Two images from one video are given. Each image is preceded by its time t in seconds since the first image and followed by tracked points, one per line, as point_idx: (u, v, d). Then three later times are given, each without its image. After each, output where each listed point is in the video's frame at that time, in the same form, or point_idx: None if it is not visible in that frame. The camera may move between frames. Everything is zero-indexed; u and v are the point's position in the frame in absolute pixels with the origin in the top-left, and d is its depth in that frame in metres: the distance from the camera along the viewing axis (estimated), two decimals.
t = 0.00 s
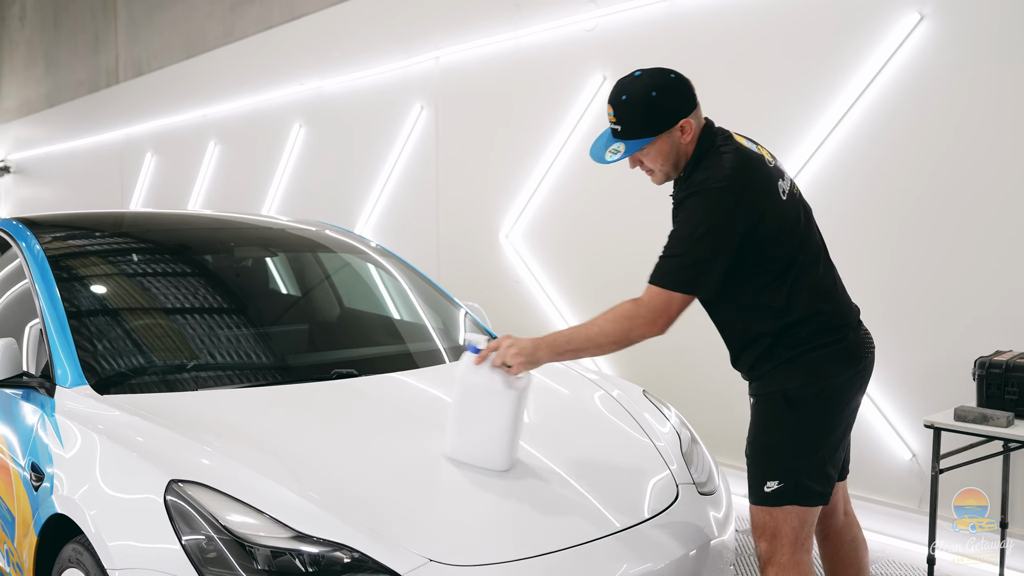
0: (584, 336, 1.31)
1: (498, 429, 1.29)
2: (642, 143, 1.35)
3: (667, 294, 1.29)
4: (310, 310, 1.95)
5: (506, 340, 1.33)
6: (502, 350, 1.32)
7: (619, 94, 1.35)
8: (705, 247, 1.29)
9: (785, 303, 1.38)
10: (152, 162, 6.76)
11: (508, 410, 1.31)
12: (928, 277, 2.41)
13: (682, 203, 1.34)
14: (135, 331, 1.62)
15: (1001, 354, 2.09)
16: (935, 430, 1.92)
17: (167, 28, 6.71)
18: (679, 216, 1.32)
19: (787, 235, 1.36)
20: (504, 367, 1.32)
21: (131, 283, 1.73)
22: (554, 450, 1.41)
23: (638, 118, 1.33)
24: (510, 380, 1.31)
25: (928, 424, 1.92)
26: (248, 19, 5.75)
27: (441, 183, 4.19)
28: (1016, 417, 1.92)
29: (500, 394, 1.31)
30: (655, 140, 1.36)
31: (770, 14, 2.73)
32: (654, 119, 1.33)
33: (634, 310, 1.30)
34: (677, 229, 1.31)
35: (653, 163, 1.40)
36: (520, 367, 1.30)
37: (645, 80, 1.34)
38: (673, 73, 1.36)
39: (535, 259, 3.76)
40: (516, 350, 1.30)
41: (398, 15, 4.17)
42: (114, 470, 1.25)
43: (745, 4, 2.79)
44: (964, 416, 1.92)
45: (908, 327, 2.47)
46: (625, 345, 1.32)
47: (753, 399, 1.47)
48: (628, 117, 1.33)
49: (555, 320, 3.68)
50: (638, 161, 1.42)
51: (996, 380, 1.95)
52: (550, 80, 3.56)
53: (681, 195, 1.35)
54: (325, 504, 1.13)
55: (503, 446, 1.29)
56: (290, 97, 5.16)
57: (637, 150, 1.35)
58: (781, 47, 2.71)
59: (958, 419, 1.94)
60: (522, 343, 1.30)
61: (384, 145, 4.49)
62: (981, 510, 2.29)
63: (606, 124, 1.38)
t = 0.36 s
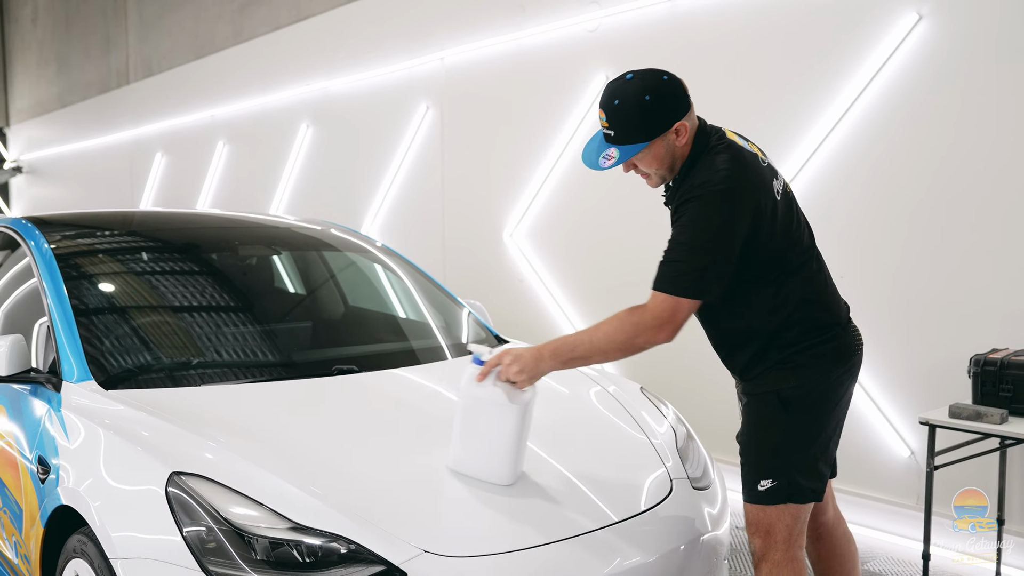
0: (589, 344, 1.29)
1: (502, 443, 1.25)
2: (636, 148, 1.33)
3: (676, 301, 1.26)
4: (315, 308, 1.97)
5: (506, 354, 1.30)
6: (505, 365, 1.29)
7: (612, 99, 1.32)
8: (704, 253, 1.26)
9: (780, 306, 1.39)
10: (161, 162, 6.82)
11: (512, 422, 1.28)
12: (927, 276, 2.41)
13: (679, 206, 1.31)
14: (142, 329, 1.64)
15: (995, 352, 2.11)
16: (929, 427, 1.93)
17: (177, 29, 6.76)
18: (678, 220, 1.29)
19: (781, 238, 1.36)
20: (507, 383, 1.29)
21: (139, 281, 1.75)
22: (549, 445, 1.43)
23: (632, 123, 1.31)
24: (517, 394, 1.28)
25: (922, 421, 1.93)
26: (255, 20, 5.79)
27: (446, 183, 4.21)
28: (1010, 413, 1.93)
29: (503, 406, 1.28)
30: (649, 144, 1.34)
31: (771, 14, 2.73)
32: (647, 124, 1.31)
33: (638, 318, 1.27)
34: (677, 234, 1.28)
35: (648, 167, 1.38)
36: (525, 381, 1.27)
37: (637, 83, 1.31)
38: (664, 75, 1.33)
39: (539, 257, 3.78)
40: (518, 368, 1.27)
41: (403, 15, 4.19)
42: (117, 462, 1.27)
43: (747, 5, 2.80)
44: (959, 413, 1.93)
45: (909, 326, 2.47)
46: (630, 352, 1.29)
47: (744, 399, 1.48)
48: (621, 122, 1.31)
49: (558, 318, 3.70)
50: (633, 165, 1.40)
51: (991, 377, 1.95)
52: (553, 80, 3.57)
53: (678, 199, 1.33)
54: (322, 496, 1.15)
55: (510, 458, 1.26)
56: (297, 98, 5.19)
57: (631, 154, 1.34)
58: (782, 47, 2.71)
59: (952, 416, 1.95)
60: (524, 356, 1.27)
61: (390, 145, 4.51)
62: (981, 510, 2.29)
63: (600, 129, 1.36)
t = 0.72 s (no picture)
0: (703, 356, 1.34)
1: (614, 448, 1.32)
2: (664, 138, 1.33)
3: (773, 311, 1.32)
4: (320, 306, 1.99)
5: (624, 366, 1.34)
6: (620, 377, 1.33)
7: (641, 88, 1.32)
8: (776, 266, 1.30)
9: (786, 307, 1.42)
10: (171, 161, 6.87)
11: (624, 428, 1.33)
12: (928, 276, 2.41)
13: (734, 219, 1.33)
14: (151, 327, 1.67)
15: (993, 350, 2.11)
16: (927, 425, 1.94)
17: (186, 30, 6.81)
18: (737, 232, 1.33)
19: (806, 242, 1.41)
20: (623, 394, 1.33)
21: (148, 280, 1.78)
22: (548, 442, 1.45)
23: (661, 113, 1.31)
24: (632, 406, 1.32)
25: (919, 418, 1.93)
26: (263, 21, 5.82)
27: (451, 182, 4.23)
28: (1007, 411, 1.93)
29: (617, 416, 1.33)
30: (675, 136, 1.35)
31: (774, 14, 2.73)
32: (676, 115, 1.32)
33: (742, 329, 1.33)
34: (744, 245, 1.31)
35: (669, 160, 1.38)
36: (643, 395, 1.31)
37: (666, 75, 1.33)
38: (691, 69, 1.35)
39: (543, 256, 3.79)
40: (637, 378, 1.31)
41: (409, 16, 4.21)
42: (123, 455, 1.30)
43: (750, 5, 2.80)
44: (955, 411, 1.93)
45: (910, 325, 2.47)
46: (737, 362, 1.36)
47: (728, 392, 1.48)
48: (649, 113, 1.31)
49: (561, 316, 3.72)
50: (653, 158, 1.40)
51: (988, 375, 1.96)
52: (558, 80, 3.58)
53: (727, 210, 1.35)
54: (322, 489, 1.17)
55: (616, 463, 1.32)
56: (304, 98, 5.23)
57: (657, 145, 1.34)
58: (786, 46, 2.71)
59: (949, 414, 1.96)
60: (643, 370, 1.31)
61: (397, 145, 4.54)
62: (981, 510, 2.28)
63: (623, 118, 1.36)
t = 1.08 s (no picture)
0: (577, 354, 1.29)
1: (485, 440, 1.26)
2: (566, 141, 1.38)
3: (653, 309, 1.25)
4: (324, 306, 2.02)
5: (495, 355, 1.35)
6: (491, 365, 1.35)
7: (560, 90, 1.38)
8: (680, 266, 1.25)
9: (742, 307, 1.37)
10: (177, 162, 6.91)
11: (494, 422, 1.28)
12: (926, 276, 2.42)
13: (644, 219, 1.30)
14: (157, 326, 1.70)
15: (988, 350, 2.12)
16: (922, 424, 1.95)
17: (193, 31, 6.85)
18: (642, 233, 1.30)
19: (744, 239, 1.35)
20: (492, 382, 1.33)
21: (154, 280, 1.80)
22: (547, 440, 1.47)
23: (564, 116, 1.36)
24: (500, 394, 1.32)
25: (915, 418, 1.95)
26: (269, 22, 5.85)
27: (454, 183, 4.25)
28: (1001, 411, 1.94)
29: (484, 407, 1.29)
30: (581, 141, 1.38)
31: (775, 16, 2.74)
32: (574, 120, 1.35)
33: (621, 327, 1.26)
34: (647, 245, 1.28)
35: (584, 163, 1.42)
36: (506, 385, 1.31)
37: (582, 79, 1.35)
38: (612, 78, 1.35)
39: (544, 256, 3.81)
40: (501, 368, 1.31)
41: (414, 18, 4.24)
42: (128, 453, 1.32)
43: (750, 6, 2.81)
44: (950, 411, 1.94)
45: (909, 326, 2.47)
46: (619, 364, 1.28)
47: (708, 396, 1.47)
48: (559, 115, 1.37)
49: (562, 316, 3.74)
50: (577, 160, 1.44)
51: (982, 375, 1.97)
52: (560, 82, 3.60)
53: (640, 213, 1.32)
54: (323, 487, 1.19)
55: (490, 457, 1.26)
56: (309, 99, 5.25)
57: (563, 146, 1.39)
58: (786, 48, 2.72)
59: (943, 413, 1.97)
60: (507, 359, 1.31)
61: (400, 146, 4.56)
62: (981, 510, 2.28)
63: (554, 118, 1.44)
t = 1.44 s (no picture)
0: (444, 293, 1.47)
1: (379, 367, 1.50)
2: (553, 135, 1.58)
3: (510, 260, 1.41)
4: (330, 305, 2.04)
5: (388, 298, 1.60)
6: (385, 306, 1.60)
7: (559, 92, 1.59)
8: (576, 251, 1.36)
9: (696, 304, 1.40)
10: (184, 162, 6.96)
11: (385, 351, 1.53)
12: (928, 277, 2.42)
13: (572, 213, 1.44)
14: (165, 325, 1.72)
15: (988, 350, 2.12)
16: (921, 424, 1.96)
17: (200, 32, 6.90)
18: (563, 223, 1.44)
19: (684, 239, 1.39)
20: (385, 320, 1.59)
21: (162, 280, 1.83)
22: (549, 438, 1.49)
23: (553, 112, 1.56)
24: (390, 329, 1.57)
25: (913, 417, 1.95)
26: (276, 24, 5.89)
27: (459, 183, 4.27)
28: (1000, 411, 1.95)
29: (378, 338, 1.55)
30: (564, 136, 1.57)
31: (777, 18, 2.75)
32: (559, 117, 1.54)
33: (479, 270, 1.44)
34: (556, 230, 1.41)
35: (569, 157, 1.60)
36: (393, 321, 1.56)
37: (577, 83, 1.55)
38: (599, 84, 1.53)
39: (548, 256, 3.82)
40: (389, 307, 1.56)
41: (419, 20, 4.27)
42: (137, 450, 1.35)
43: (753, 8, 2.82)
44: (949, 410, 1.95)
45: (911, 326, 2.47)
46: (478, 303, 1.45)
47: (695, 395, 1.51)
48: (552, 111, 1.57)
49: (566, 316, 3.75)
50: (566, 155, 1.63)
51: (981, 375, 1.98)
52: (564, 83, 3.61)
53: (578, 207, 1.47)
54: (327, 484, 1.21)
55: (383, 381, 1.49)
56: (316, 100, 5.29)
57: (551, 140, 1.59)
58: (789, 49, 2.73)
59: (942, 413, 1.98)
60: (393, 299, 1.55)
61: (406, 146, 4.59)
62: (980, 510, 2.28)
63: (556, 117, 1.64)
